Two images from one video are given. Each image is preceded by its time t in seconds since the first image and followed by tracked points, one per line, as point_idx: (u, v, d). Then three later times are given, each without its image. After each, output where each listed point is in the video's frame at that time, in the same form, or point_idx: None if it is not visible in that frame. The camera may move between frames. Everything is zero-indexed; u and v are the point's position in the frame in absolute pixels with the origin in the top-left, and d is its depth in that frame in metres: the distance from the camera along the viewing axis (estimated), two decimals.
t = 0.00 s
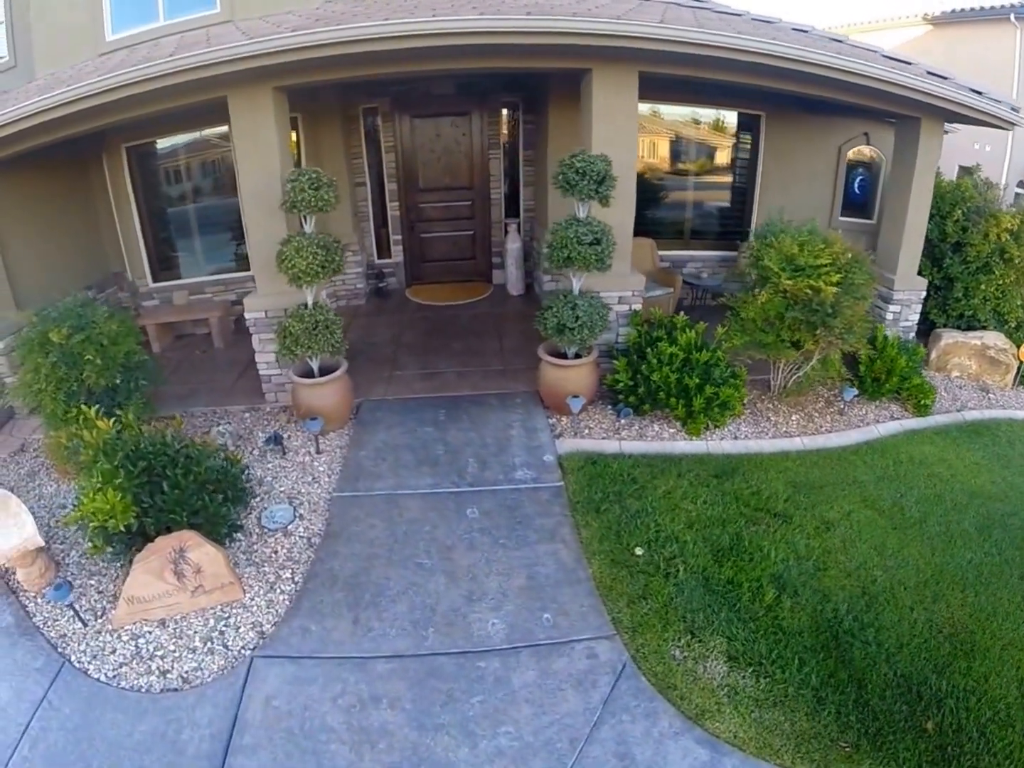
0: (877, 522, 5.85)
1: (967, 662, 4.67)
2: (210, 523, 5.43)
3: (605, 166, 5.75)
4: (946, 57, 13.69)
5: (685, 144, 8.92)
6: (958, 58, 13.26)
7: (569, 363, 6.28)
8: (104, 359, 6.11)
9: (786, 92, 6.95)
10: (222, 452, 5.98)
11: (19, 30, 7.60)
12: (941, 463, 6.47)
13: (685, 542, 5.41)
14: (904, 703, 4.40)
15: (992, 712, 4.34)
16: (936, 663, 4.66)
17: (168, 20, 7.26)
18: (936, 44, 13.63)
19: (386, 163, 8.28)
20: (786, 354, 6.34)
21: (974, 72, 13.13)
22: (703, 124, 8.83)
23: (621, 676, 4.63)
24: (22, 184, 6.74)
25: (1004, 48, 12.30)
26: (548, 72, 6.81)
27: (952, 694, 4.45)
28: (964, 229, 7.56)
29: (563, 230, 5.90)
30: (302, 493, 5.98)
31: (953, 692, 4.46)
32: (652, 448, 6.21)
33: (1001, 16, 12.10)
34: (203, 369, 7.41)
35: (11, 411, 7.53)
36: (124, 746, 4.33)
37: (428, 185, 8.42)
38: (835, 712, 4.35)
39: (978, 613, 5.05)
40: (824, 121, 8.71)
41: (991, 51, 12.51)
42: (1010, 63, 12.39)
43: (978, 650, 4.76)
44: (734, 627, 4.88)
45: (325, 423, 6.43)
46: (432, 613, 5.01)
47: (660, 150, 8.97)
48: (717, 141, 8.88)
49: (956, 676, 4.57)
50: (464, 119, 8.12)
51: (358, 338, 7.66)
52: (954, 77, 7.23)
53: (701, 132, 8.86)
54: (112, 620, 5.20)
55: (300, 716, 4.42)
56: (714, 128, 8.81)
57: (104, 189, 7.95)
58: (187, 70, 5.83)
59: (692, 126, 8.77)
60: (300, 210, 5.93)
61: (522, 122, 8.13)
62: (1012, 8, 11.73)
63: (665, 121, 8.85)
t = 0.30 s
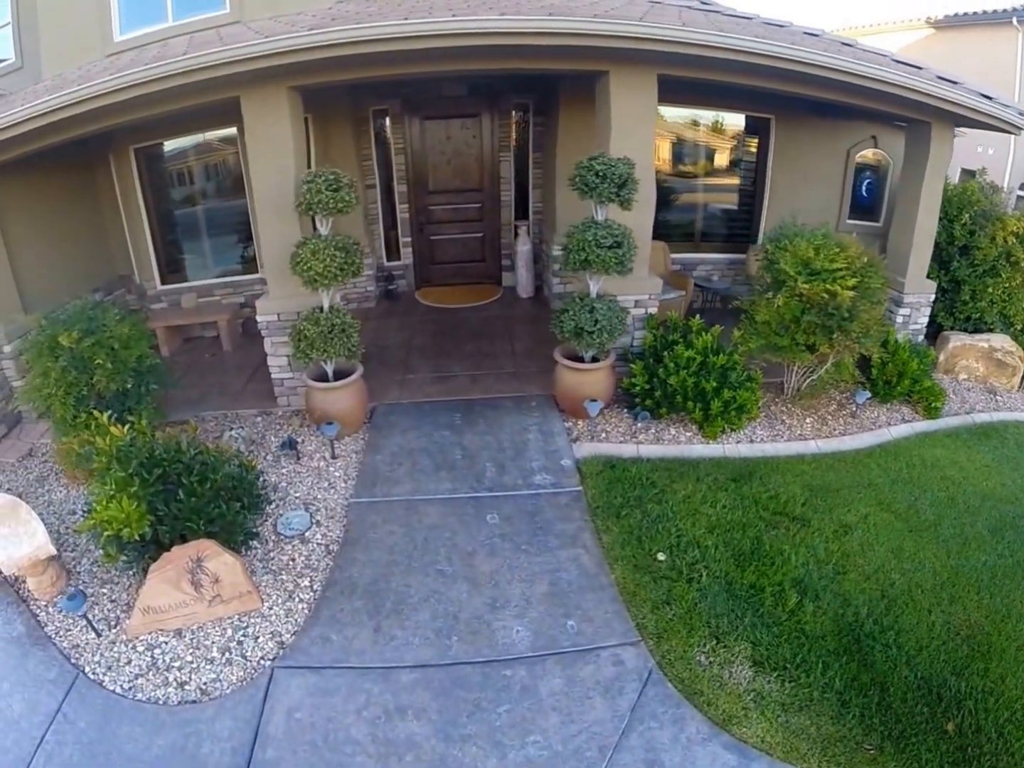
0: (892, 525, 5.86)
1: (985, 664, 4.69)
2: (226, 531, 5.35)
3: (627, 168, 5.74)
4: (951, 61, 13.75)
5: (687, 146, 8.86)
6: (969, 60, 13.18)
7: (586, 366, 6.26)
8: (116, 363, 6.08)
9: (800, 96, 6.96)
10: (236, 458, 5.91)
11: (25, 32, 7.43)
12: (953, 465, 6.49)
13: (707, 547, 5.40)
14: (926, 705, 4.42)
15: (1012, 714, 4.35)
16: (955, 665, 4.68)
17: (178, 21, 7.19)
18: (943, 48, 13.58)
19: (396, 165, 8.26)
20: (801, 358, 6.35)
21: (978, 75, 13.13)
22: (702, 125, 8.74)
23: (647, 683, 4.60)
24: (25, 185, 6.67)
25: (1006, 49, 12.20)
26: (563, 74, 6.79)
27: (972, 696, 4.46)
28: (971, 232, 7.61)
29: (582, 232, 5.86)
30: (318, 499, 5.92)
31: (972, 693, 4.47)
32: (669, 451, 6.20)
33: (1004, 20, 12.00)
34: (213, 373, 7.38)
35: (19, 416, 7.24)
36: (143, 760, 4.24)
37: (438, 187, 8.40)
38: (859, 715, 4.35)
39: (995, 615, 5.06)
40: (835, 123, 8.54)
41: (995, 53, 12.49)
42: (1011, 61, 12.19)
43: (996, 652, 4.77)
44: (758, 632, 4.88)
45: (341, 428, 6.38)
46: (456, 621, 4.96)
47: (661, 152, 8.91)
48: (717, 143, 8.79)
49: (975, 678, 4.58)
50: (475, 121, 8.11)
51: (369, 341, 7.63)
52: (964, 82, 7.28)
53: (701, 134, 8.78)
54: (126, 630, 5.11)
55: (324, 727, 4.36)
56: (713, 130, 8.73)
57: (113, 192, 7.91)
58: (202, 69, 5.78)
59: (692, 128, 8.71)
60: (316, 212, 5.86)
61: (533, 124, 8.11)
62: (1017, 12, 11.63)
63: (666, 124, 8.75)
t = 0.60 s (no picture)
0: (908, 528, 5.86)
1: (1003, 666, 4.68)
2: (243, 539, 5.26)
3: (648, 172, 5.76)
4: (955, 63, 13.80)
5: (693, 149, 8.82)
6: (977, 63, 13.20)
7: (604, 370, 6.24)
8: (128, 367, 6.09)
9: (813, 99, 6.96)
10: (251, 463, 5.84)
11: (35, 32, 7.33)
12: (966, 468, 6.50)
13: (729, 552, 5.40)
14: (946, 707, 4.42)
15: None
16: (973, 667, 4.68)
17: (186, 21, 7.16)
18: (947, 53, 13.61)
19: (406, 167, 8.28)
20: (816, 361, 6.37)
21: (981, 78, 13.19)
22: (703, 128, 8.74)
23: (674, 690, 4.56)
24: (31, 188, 6.61)
25: (1011, 53, 12.30)
26: (578, 77, 6.75)
27: (990, 699, 4.46)
28: (979, 236, 7.67)
29: (603, 236, 5.85)
30: (334, 506, 5.85)
31: (990, 696, 4.48)
32: (687, 455, 6.19)
33: (1009, 23, 12.09)
34: (223, 377, 7.35)
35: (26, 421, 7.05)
36: None
37: (448, 189, 8.42)
38: (882, 718, 4.35)
39: (1011, 617, 5.06)
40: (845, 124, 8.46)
41: (999, 56, 12.56)
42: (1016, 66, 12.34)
43: (1012, 654, 4.77)
44: (782, 637, 4.86)
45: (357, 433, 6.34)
46: (480, 631, 4.90)
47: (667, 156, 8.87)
48: (718, 144, 8.78)
49: (994, 681, 4.58)
50: (485, 122, 8.12)
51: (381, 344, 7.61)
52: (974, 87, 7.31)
53: (702, 136, 8.77)
54: (142, 641, 5.00)
55: (349, 740, 4.27)
56: (714, 133, 8.72)
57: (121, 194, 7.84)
58: (216, 68, 5.71)
59: (696, 132, 8.68)
60: (334, 213, 5.86)
61: (543, 127, 8.15)
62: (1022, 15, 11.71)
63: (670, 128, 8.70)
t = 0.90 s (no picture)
0: (924, 530, 5.83)
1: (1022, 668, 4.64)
2: (260, 547, 5.17)
3: (667, 176, 5.76)
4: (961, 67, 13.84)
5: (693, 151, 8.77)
6: (979, 68, 13.23)
7: (621, 375, 6.22)
8: (138, 372, 6.04)
9: (828, 103, 6.96)
10: (266, 470, 5.77)
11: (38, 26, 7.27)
12: (979, 470, 6.48)
13: (752, 557, 5.38)
14: (967, 709, 4.38)
15: None
16: (993, 669, 4.64)
17: (197, 21, 7.09)
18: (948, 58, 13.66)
19: (417, 169, 8.32)
20: (831, 364, 6.39)
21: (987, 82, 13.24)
22: (705, 130, 8.71)
23: (701, 696, 4.51)
24: (40, 190, 6.65)
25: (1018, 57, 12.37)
26: (594, 79, 6.73)
27: (1011, 700, 4.42)
28: (987, 239, 7.71)
29: (624, 239, 5.84)
30: (351, 512, 5.78)
31: (1011, 698, 4.43)
32: (704, 459, 6.18)
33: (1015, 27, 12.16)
34: (234, 381, 7.33)
35: (34, 424, 7.10)
36: None
37: (458, 191, 8.46)
38: (905, 721, 4.31)
39: None
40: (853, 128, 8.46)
41: (1005, 60, 12.62)
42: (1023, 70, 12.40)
43: None
44: (806, 641, 4.83)
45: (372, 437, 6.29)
46: (506, 640, 4.83)
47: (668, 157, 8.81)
48: (720, 146, 8.75)
49: (1014, 682, 4.54)
50: (496, 124, 8.15)
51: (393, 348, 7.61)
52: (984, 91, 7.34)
53: (705, 139, 8.74)
54: (158, 653, 4.89)
55: (375, 751, 4.17)
56: (715, 135, 8.71)
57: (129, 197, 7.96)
58: (232, 67, 5.63)
59: (696, 133, 8.64)
60: (350, 215, 5.79)
61: (552, 131, 8.25)
62: None
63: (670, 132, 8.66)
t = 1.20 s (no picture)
0: (940, 532, 5.83)
1: None
2: (277, 555, 5.07)
3: (683, 179, 5.68)
4: (965, 70, 13.88)
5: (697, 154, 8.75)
6: (985, 70, 13.23)
7: (639, 379, 6.19)
8: (149, 376, 5.94)
9: (842, 107, 6.95)
10: (283, 476, 5.63)
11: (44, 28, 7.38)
12: (991, 472, 6.48)
13: (773, 562, 5.37)
14: (987, 709, 4.36)
15: None
16: (1012, 671, 4.62)
17: (206, 21, 7.01)
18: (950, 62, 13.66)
19: (428, 171, 8.35)
20: (845, 368, 6.41)
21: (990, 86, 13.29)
22: (710, 132, 8.70)
23: (728, 702, 4.46)
24: (45, 192, 6.71)
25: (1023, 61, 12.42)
26: (608, 81, 6.69)
27: None
28: (995, 242, 7.76)
29: (641, 243, 5.79)
30: (368, 518, 5.70)
31: None
32: (721, 463, 6.18)
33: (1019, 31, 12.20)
34: (245, 385, 7.29)
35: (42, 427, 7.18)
36: None
37: (469, 192, 8.50)
38: (927, 723, 4.28)
39: None
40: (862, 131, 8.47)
41: (1010, 64, 12.66)
42: None
43: None
44: (829, 645, 4.80)
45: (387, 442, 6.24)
46: (531, 647, 4.76)
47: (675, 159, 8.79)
48: (726, 149, 8.73)
49: None
50: (506, 126, 8.18)
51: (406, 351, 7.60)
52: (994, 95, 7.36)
53: (711, 141, 8.73)
54: (174, 665, 4.80)
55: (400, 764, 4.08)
56: (720, 137, 8.69)
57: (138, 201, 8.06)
58: (245, 67, 5.55)
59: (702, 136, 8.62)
60: (365, 217, 5.62)
61: (564, 132, 8.23)
62: None
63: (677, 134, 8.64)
